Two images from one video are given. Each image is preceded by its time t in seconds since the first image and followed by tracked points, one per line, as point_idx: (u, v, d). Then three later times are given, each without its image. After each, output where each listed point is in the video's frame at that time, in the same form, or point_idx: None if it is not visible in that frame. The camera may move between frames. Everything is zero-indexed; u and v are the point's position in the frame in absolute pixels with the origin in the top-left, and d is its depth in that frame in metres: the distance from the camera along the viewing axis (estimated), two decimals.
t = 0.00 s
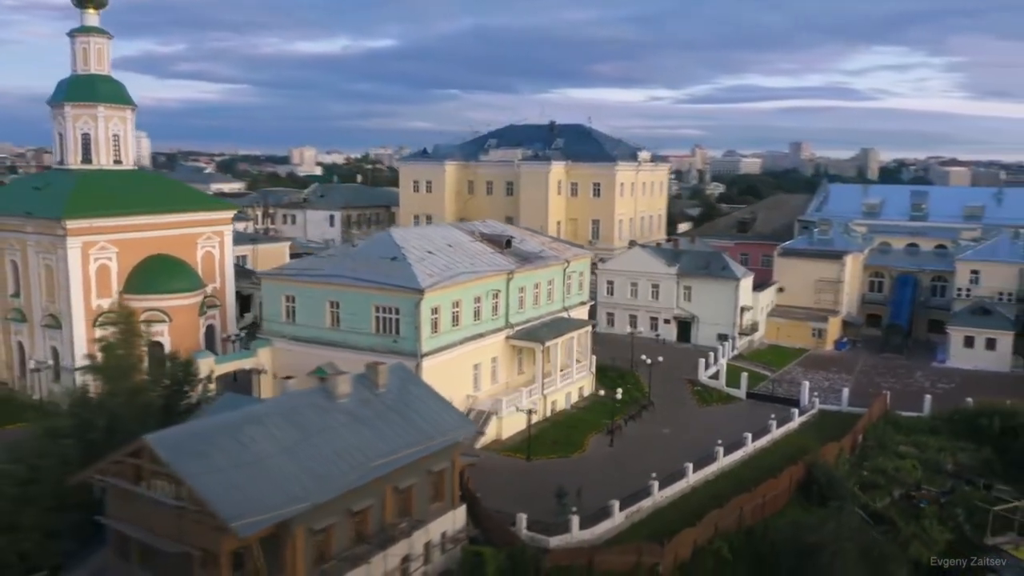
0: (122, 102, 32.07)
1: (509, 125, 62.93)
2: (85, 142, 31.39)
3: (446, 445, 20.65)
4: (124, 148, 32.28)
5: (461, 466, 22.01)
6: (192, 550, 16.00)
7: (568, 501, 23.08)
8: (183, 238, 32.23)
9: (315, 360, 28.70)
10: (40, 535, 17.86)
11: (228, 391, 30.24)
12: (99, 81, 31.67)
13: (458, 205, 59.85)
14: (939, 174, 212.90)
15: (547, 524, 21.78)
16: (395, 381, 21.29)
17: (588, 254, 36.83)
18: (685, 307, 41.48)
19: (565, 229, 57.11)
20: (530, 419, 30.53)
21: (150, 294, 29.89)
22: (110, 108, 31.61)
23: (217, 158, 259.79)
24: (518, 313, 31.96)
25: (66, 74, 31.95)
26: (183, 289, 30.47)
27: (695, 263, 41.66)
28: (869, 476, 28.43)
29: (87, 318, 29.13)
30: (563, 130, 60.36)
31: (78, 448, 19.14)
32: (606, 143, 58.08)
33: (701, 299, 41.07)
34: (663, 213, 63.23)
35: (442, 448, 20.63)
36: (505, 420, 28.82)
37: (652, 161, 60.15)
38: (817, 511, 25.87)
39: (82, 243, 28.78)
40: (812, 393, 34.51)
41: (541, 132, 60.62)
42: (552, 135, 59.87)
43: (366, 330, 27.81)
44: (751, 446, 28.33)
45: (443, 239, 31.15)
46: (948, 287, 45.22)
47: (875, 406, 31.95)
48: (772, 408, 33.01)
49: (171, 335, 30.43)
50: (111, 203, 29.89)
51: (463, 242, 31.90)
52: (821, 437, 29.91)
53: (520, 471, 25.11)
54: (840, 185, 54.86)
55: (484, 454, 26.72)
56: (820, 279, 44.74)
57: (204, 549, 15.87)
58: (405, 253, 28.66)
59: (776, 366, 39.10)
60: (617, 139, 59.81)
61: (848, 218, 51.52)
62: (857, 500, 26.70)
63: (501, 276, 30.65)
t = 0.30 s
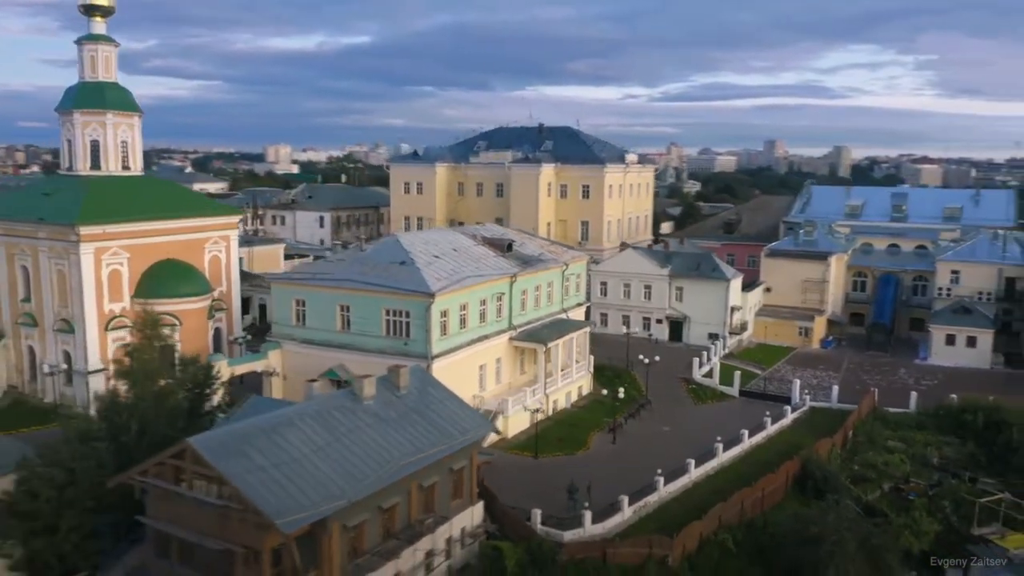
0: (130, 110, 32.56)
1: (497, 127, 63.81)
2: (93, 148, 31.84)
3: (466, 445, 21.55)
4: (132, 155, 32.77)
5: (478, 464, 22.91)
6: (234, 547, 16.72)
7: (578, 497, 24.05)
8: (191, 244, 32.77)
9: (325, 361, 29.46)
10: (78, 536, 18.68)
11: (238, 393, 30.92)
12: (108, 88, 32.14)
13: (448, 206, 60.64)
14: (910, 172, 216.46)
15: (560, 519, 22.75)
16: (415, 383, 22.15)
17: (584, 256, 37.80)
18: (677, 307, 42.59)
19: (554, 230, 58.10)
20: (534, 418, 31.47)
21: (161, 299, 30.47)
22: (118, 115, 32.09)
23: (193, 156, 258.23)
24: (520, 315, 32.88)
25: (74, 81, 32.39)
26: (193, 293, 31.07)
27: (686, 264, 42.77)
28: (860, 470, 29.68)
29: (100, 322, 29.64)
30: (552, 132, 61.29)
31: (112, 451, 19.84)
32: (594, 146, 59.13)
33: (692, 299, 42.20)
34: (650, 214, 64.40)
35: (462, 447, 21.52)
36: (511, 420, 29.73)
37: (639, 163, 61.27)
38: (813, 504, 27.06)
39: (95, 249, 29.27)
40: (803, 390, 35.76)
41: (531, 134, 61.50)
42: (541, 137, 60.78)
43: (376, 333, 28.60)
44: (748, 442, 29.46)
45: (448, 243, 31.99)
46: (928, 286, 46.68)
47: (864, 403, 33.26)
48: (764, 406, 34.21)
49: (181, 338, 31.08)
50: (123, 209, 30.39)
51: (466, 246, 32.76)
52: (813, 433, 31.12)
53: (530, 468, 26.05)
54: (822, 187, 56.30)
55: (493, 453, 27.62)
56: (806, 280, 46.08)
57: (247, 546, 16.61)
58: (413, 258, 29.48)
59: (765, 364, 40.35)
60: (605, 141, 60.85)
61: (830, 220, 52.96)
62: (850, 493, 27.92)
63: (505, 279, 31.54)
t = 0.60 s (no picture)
0: (138, 117, 33.08)
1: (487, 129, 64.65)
2: (103, 155, 32.32)
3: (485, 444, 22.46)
4: (140, 161, 33.28)
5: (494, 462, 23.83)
6: (275, 543, 17.54)
7: (588, 493, 25.04)
8: (200, 248, 33.34)
9: (336, 363, 30.22)
10: (116, 536, 19.34)
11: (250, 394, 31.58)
12: (117, 95, 32.62)
13: (439, 208, 61.40)
14: (884, 170, 219.84)
15: (573, 515, 23.75)
16: (434, 385, 22.98)
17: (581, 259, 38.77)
18: (669, 307, 43.69)
19: (545, 231, 59.05)
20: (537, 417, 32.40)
21: (171, 303, 31.05)
22: (127, 122, 32.56)
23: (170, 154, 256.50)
24: (522, 317, 33.79)
25: (82, 89, 32.84)
26: (203, 297, 31.69)
27: (678, 265, 43.86)
28: (851, 464, 30.91)
29: (113, 327, 30.17)
30: (541, 134, 62.22)
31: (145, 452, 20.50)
32: (583, 148, 60.14)
33: (685, 299, 43.32)
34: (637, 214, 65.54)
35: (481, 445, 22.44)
36: (516, 419, 30.65)
37: (626, 165, 62.35)
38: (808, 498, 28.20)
39: (108, 255, 29.81)
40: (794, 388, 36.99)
41: (520, 137, 62.38)
42: (531, 139, 61.69)
43: (386, 335, 29.40)
44: (745, 439, 30.61)
45: (452, 247, 32.85)
46: (910, 286, 48.22)
47: (853, 400, 34.55)
48: (758, 403, 35.43)
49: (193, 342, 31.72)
50: (134, 215, 30.94)
51: (470, 249, 33.62)
52: (806, 430, 32.35)
53: (539, 465, 27.00)
54: (806, 189, 57.69)
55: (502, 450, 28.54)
56: (793, 280, 47.40)
57: (287, 542, 17.42)
58: (421, 262, 30.29)
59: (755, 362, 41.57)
60: (594, 143, 61.88)
61: (814, 221, 54.37)
62: (843, 487, 29.09)
63: (508, 282, 32.44)
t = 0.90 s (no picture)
0: (146, 123, 33.65)
1: (477, 132, 65.49)
2: (112, 161, 32.81)
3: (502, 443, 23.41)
4: (148, 167, 33.83)
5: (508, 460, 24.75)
6: (309, 539, 18.34)
7: (596, 490, 26.04)
8: (208, 253, 33.94)
9: (345, 365, 31.00)
10: (152, 535, 20.09)
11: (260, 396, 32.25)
12: (125, 102, 33.16)
13: (431, 210, 62.17)
14: (859, 168, 222.98)
15: (583, 510, 24.71)
16: (451, 386, 23.89)
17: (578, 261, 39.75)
18: (662, 307, 44.79)
19: (536, 233, 59.99)
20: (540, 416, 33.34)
21: (183, 306, 31.65)
22: (136, 128, 33.18)
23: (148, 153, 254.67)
24: (524, 318, 34.71)
25: (90, 95, 33.30)
26: (213, 301, 32.32)
27: (670, 267, 44.96)
28: (843, 459, 32.12)
29: (125, 331, 30.74)
30: (531, 137, 63.13)
31: (175, 453, 21.19)
32: (573, 150, 61.13)
33: (677, 300, 44.44)
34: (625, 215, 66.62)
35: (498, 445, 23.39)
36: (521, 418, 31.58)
37: (615, 167, 63.44)
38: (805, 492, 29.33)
39: (121, 260, 30.36)
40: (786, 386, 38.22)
41: (511, 139, 63.28)
42: (521, 142, 62.60)
43: (395, 338, 30.21)
44: (742, 436, 31.77)
45: (456, 251, 33.70)
46: (893, 286, 49.65)
47: (844, 397, 35.82)
48: (751, 401, 36.62)
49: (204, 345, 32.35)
50: (145, 221, 31.48)
51: (473, 253, 34.48)
52: (799, 426, 33.57)
53: (547, 463, 27.94)
54: (791, 191, 59.06)
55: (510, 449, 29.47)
56: (780, 280, 48.71)
57: (321, 540, 18.25)
58: (428, 266, 31.12)
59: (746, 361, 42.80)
60: (583, 146, 62.90)
61: (799, 222, 55.75)
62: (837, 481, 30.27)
63: (511, 285, 33.32)
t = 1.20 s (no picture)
0: (155, 130, 34.18)
1: (468, 134, 66.30)
2: (122, 167, 33.35)
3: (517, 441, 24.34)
4: (157, 173, 34.38)
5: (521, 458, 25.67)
6: (341, 536, 19.15)
7: (604, 486, 27.05)
8: (216, 257, 34.55)
9: (355, 367, 31.78)
10: (186, 533, 20.79)
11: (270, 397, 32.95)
12: (134, 109, 33.68)
13: (423, 212, 62.92)
14: (834, 165, 226.23)
15: (593, 506, 25.70)
16: (466, 387, 24.79)
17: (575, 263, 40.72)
18: (655, 308, 45.88)
19: (527, 234, 60.93)
20: (543, 415, 34.29)
21: (194, 311, 32.26)
22: (145, 135, 33.74)
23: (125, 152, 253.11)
24: (526, 320, 35.63)
25: (99, 103, 33.78)
26: (223, 305, 32.95)
27: (663, 268, 46.06)
28: (835, 454, 33.33)
29: (138, 335, 31.32)
30: (521, 140, 64.03)
31: (204, 454, 21.91)
32: (564, 153, 62.14)
33: (670, 300, 45.55)
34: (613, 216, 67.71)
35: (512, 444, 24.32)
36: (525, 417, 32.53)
37: (604, 169, 64.49)
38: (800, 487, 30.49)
39: (134, 265, 30.93)
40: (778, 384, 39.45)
41: (501, 141, 64.15)
42: (511, 144, 63.47)
43: (404, 340, 31.02)
44: (739, 433, 32.91)
45: (461, 255, 34.56)
46: (878, 286, 51.17)
47: (834, 394, 37.10)
48: (745, 398, 37.81)
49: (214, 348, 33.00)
50: (157, 226, 32.05)
51: (476, 256, 35.35)
52: (793, 423, 34.78)
53: (555, 461, 28.92)
54: (777, 193, 60.41)
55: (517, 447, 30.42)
56: (769, 281, 50.00)
57: (353, 536, 19.08)
58: (435, 270, 31.95)
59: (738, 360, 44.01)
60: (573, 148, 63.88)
61: (786, 223, 57.11)
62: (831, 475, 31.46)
63: (514, 287, 34.22)
